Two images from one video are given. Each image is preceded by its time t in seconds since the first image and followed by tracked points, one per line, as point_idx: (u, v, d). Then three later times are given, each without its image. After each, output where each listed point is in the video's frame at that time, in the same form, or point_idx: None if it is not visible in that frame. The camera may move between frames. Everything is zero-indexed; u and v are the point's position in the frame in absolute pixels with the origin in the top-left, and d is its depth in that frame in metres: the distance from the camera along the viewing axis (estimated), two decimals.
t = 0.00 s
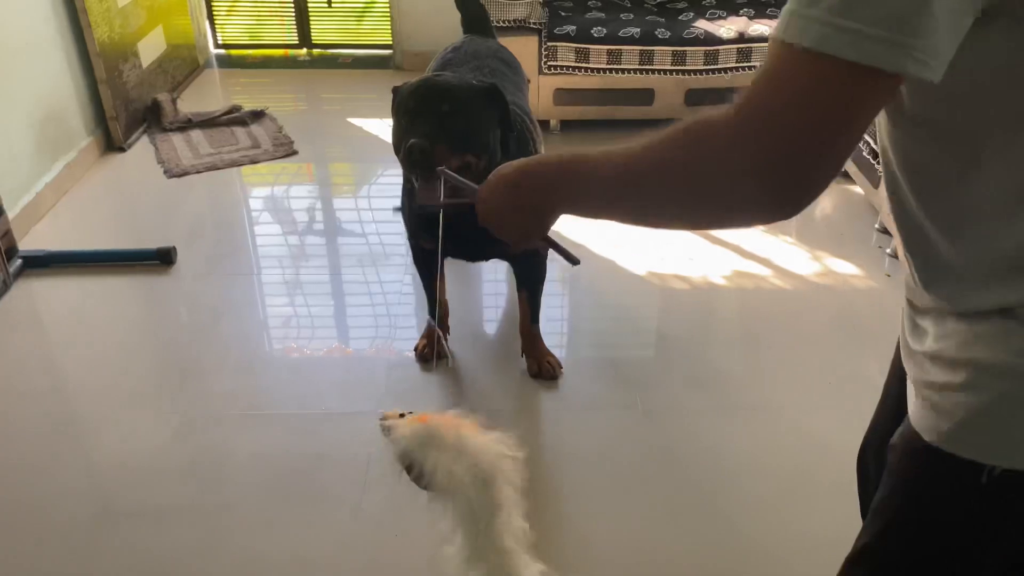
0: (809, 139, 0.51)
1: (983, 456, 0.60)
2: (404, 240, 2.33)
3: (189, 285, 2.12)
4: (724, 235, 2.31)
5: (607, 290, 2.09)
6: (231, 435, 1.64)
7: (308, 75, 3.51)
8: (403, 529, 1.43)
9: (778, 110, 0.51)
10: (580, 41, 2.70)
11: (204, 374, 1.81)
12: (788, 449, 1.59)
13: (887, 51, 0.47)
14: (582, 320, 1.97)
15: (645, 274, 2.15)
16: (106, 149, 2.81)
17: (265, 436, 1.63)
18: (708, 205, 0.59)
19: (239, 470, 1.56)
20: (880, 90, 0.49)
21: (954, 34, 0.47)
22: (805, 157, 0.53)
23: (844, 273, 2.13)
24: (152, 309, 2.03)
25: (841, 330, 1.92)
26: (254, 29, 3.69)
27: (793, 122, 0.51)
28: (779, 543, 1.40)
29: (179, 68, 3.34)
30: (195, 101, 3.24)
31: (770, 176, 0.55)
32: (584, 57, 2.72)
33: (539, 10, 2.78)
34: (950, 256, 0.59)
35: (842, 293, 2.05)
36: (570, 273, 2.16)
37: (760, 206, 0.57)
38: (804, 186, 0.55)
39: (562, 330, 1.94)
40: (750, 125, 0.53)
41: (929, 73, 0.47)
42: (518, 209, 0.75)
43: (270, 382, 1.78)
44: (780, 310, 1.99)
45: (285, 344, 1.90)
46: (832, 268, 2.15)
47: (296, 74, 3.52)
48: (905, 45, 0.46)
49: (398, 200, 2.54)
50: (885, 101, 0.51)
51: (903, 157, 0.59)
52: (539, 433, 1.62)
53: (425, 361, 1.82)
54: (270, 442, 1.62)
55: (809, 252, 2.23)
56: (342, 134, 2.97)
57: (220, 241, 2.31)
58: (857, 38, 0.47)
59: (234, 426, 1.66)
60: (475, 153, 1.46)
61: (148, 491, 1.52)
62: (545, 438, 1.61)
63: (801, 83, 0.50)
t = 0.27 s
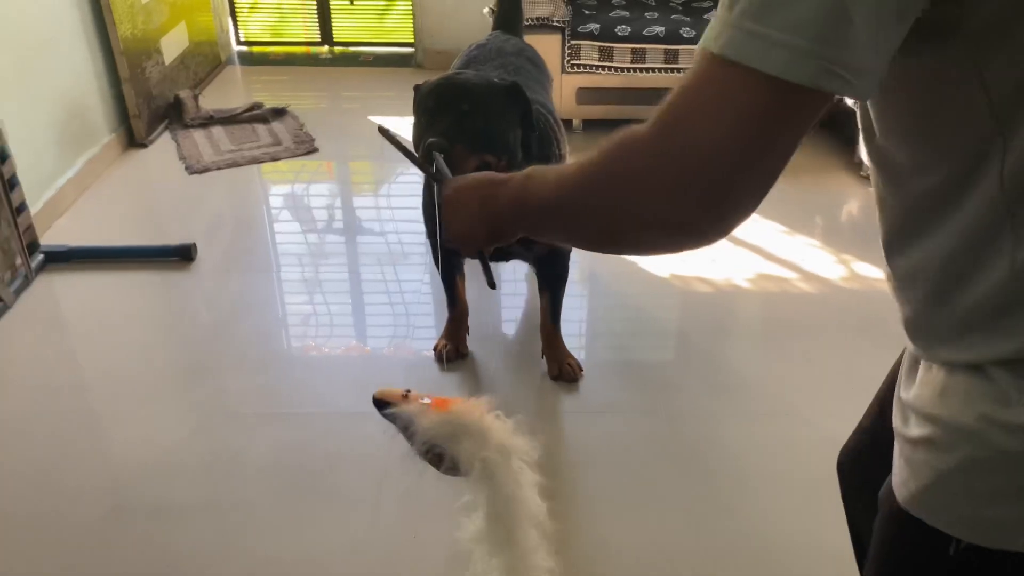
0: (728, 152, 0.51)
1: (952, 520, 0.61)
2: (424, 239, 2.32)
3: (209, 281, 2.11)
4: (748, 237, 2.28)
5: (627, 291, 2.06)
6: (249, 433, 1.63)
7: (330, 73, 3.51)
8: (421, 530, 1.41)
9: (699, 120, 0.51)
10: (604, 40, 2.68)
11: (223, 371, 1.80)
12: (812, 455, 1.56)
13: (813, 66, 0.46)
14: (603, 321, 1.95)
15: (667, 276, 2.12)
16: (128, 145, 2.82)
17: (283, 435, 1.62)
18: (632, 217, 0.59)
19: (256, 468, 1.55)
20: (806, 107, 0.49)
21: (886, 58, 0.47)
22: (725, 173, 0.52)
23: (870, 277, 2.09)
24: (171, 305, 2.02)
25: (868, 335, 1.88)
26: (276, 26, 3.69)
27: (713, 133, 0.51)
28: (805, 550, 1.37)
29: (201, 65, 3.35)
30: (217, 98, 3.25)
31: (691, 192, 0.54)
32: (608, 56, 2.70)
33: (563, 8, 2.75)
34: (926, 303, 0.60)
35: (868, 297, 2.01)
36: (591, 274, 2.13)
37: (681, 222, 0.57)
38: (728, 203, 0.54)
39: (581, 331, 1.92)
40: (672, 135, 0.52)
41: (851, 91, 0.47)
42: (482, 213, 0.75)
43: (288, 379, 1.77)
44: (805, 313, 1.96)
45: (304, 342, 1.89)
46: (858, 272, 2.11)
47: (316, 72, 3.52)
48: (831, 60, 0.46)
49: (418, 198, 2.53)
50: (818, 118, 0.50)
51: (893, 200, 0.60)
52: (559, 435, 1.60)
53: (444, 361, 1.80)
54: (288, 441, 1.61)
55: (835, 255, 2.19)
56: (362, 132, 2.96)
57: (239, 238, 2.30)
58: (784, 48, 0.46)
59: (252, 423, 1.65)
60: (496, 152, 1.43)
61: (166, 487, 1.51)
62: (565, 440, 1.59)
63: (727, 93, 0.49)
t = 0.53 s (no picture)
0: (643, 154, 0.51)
1: (887, 541, 0.63)
2: (436, 238, 2.31)
3: (221, 278, 2.12)
4: (761, 238, 2.27)
5: (640, 292, 2.05)
6: (259, 430, 1.63)
7: (344, 71, 3.51)
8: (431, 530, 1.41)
9: (616, 117, 0.51)
10: (618, 39, 2.67)
11: (234, 368, 1.80)
12: (825, 459, 1.55)
13: (729, 60, 0.47)
14: (615, 322, 1.94)
15: (680, 277, 2.11)
16: (142, 141, 2.83)
17: (293, 432, 1.62)
18: (565, 207, 0.59)
19: (266, 465, 1.55)
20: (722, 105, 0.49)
21: (808, 55, 0.47)
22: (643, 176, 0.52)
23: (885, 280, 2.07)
24: (184, 302, 2.03)
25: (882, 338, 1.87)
26: (291, 24, 3.70)
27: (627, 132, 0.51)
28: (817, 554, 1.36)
29: (216, 62, 3.36)
30: (231, 95, 3.26)
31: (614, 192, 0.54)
32: (622, 55, 2.69)
33: (578, 6, 2.73)
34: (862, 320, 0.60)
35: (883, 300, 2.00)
36: (603, 275, 2.13)
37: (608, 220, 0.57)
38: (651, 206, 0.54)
39: (593, 332, 1.91)
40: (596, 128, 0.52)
41: (767, 87, 0.48)
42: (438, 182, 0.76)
43: (299, 377, 1.77)
44: (820, 316, 1.95)
45: (315, 340, 1.89)
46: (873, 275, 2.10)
47: (330, 70, 3.52)
48: (748, 56, 0.47)
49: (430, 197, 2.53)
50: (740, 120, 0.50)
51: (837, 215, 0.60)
52: (570, 436, 1.60)
53: (454, 360, 1.80)
54: (298, 438, 1.61)
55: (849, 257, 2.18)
56: (375, 130, 2.96)
57: (252, 235, 2.30)
58: (704, 40, 0.47)
59: (263, 420, 1.65)
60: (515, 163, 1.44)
61: (177, 483, 1.51)
62: (576, 441, 1.59)
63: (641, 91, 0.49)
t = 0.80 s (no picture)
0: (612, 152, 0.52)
1: (798, 524, 0.66)
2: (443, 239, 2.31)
3: (227, 277, 2.12)
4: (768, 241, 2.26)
5: (646, 294, 2.05)
6: (265, 428, 1.64)
7: (351, 71, 3.51)
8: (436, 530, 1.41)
9: (581, 116, 0.52)
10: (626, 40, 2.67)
11: (240, 366, 1.81)
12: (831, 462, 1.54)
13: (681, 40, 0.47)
14: (620, 324, 1.94)
15: (687, 279, 2.11)
16: (150, 141, 2.84)
17: (299, 431, 1.63)
18: (515, 183, 0.60)
19: (271, 463, 1.55)
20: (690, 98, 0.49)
21: (756, 37, 0.47)
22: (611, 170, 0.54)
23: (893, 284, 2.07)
24: (190, 300, 2.03)
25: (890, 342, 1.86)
26: (299, 24, 3.71)
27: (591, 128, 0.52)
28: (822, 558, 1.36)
29: (224, 61, 3.37)
30: (238, 95, 3.27)
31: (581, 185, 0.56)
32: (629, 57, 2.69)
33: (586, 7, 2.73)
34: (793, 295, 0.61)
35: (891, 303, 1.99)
36: (608, 276, 2.12)
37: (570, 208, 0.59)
38: (613, 198, 0.56)
39: (598, 333, 1.91)
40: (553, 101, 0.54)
41: (718, 64, 0.48)
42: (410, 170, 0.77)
43: (305, 376, 1.78)
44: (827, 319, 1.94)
45: (321, 339, 1.90)
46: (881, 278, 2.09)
47: (339, 69, 3.53)
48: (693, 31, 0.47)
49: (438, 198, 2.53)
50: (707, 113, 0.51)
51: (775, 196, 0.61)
52: (575, 437, 1.60)
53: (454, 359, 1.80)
54: (303, 438, 1.61)
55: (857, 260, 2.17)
56: (382, 130, 2.96)
57: (258, 235, 2.31)
58: (656, 19, 0.47)
59: (268, 419, 1.66)
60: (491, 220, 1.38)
61: (182, 481, 1.52)
62: (581, 442, 1.58)
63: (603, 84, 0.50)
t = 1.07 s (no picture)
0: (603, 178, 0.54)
1: (776, 532, 0.69)
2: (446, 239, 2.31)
3: (232, 276, 2.13)
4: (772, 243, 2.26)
5: (650, 295, 2.05)
6: (269, 427, 1.64)
7: (356, 71, 3.52)
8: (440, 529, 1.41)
9: (571, 143, 0.54)
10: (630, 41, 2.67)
11: (245, 365, 1.81)
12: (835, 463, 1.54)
13: (658, 49, 0.49)
14: (623, 324, 1.94)
15: (691, 281, 2.11)
16: (155, 140, 2.84)
17: (303, 430, 1.63)
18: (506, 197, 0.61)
19: (275, 462, 1.56)
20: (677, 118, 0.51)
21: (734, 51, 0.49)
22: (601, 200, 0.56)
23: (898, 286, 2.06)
24: (194, 299, 2.04)
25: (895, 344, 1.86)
26: (304, 24, 3.71)
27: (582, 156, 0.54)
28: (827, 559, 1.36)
29: (229, 61, 3.37)
30: (243, 95, 3.27)
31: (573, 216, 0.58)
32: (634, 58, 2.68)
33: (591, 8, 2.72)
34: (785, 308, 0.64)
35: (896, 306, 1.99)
36: (611, 277, 2.12)
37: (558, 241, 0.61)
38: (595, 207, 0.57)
39: (601, 334, 1.91)
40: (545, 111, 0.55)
41: (697, 74, 0.49)
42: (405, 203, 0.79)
43: (309, 375, 1.78)
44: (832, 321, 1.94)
45: (324, 338, 1.90)
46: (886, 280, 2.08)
47: (343, 70, 3.54)
48: (670, 43, 0.48)
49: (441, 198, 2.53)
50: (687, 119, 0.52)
51: (769, 212, 0.65)
52: (578, 438, 1.60)
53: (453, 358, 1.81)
54: (307, 436, 1.61)
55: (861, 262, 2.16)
56: (387, 131, 2.97)
57: (262, 234, 2.31)
58: (634, 34, 0.49)
59: (272, 418, 1.66)
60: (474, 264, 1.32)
61: (187, 479, 1.52)
62: (584, 443, 1.59)
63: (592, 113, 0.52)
